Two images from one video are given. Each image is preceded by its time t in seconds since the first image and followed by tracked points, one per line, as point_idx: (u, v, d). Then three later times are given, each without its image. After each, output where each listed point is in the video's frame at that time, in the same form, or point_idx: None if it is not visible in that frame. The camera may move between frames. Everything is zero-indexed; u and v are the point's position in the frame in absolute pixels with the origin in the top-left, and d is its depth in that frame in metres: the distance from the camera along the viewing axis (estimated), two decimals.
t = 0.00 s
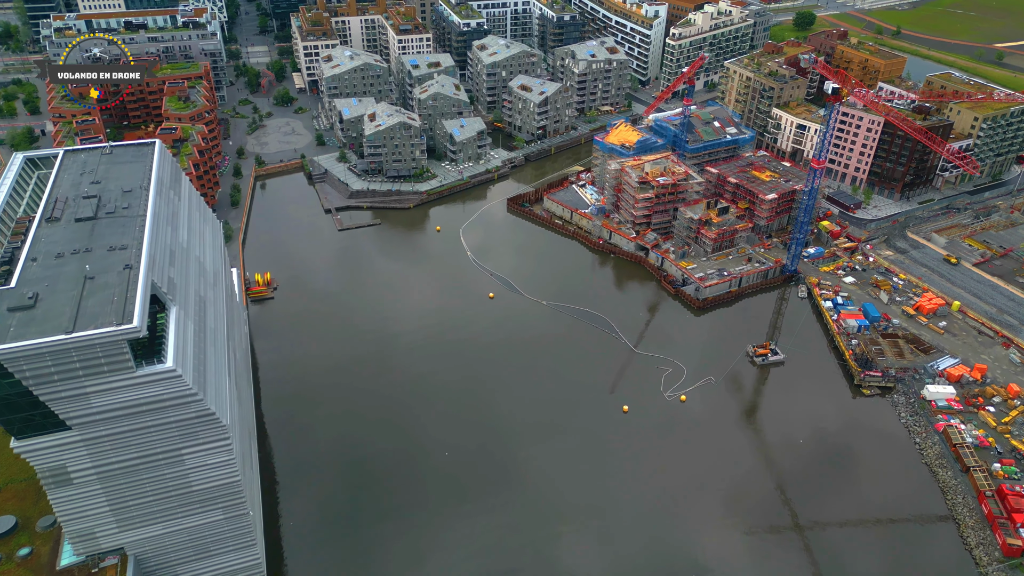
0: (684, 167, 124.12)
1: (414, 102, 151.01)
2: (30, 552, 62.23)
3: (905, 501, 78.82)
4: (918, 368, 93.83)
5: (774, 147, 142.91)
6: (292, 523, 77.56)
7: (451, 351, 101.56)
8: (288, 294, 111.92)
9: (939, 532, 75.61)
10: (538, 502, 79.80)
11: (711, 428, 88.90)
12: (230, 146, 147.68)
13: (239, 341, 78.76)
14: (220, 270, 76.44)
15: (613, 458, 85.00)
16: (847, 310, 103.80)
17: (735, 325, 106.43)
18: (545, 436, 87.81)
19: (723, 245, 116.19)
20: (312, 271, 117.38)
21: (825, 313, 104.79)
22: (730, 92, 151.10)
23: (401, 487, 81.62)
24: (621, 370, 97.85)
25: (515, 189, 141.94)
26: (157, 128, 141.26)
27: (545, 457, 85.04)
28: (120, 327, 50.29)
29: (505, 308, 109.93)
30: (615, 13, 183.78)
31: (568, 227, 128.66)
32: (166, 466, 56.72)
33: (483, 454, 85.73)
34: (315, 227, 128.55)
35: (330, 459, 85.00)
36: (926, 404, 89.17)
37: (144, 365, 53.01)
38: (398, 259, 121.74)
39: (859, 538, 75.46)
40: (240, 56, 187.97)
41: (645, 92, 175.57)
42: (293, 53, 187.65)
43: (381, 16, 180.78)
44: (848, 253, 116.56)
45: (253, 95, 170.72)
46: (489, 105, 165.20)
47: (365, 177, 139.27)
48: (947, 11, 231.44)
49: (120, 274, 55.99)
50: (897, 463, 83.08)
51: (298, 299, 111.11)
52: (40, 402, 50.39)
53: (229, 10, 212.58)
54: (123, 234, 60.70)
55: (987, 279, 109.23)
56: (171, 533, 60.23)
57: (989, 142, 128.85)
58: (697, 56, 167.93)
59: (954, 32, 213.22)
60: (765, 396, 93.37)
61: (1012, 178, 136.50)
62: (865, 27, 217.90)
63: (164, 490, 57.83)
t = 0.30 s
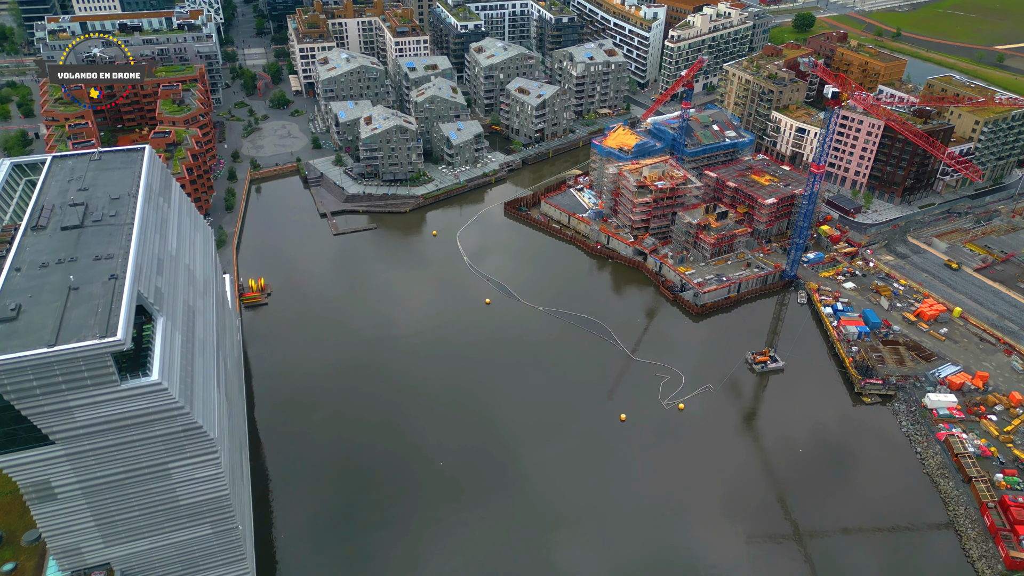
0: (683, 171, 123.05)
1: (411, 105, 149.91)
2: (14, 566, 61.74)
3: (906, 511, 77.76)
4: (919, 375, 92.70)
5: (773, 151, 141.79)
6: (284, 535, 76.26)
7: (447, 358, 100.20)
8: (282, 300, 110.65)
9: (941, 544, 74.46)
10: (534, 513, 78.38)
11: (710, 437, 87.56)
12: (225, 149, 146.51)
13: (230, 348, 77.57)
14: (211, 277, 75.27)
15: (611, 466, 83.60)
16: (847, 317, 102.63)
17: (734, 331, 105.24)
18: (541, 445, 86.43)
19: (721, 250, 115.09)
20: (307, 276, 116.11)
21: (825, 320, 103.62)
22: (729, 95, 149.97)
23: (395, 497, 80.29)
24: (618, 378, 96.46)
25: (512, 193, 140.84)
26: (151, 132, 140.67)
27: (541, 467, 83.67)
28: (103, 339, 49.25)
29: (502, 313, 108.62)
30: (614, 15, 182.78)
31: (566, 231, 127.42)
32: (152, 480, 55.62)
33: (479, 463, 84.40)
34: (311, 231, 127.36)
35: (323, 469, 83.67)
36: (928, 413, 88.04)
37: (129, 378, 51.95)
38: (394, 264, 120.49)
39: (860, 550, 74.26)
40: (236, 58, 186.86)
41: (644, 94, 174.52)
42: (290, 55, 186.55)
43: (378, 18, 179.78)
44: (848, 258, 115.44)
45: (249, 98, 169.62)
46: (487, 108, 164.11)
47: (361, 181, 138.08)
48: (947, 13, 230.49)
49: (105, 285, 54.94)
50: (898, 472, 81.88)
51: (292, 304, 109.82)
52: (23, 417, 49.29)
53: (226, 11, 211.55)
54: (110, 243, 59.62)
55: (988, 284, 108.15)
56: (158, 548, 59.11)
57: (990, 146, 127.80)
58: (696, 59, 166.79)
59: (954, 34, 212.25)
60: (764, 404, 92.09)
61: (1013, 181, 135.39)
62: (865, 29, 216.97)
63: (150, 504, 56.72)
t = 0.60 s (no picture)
0: (682, 175, 121.97)
1: (408, 108, 148.80)
2: None
3: (908, 521, 76.55)
4: (920, 383, 91.49)
5: (773, 154, 140.69)
6: (275, 548, 74.84)
7: (442, 365, 98.72)
8: (277, 305, 109.38)
9: (944, 557, 73.13)
10: (530, 525, 76.85)
11: (709, 446, 86.02)
12: (220, 153, 145.37)
13: (222, 357, 76.38)
14: (202, 285, 74.13)
15: (609, 475, 82.20)
16: (848, 323, 101.44)
17: (733, 337, 104.03)
18: (537, 456, 84.88)
19: (721, 255, 113.90)
20: (301, 281, 114.78)
21: (825, 326, 102.43)
22: (728, 98, 148.80)
23: (389, 509, 78.80)
24: (616, 386, 94.92)
25: (510, 197, 139.71)
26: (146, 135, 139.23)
27: (538, 478, 82.10)
28: (87, 353, 48.14)
29: (499, 320, 107.25)
30: (613, 18, 181.69)
31: (564, 235, 126.18)
32: (139, 495, 54.46)
33: (474, 473, 82.88)
34: (306, 236, 126.20)
35: (316, 480, 82.26)
36: (930, 422, 86.84)
37: (115, 392, 50.85)
38: (390, 269, 119.17)
39: (861, 563, 72.90)
40: (233, 61, 185.83)
41: (642, 97, 173.47)
42: (287, 58, 185.42)
43: (375, 20, 178.86)
44: (848, 263, 114.20)
45: (245, 100, 168.50)
46: (484, 111, 163.00)
47: (358, 185, 136.87)
48: (947, 14, 229.39)
49: (90, 296, 53.84)
50: (900, 483, 80.58)
51: (287, 310, 108.58)
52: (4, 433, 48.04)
53: (222, 13, 210.42)
54: (96, 253, 58.52)
55: (990, 290, 107.01)
56: (145, 564, 57.89)
57: (992, 150, 126.76)
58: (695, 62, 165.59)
59: (955, 36, 211.25)
60: (764, 413, 90.69)
61: (1015, 185, 134.23)
62: (865, 31, 216.02)
63: (137, 520, 55.51)
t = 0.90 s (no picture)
0: (681, 179, 120.78)
1: (405, 111, 147.66)
2: None
3: (910, 534, 75.48)
4: (923, 392, 90.25)
5: (773, 158, 139.58)
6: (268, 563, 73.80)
7: (438, 373, 97.68)
8: (272, 312, 108.31)
9: (947, 570, 71.93)
10: (527, 539, 75.86)
11: (708, 457, 85.00)
12: (216, 157, 144.27)
13: (213, 367, 75.31)
14: (193, 294, 73.01)
15: (606, 488, 81.25)
16: (849, 330, 100.19)
17: (733, 344, 102.85)
18: (533, 467, 83.91)
19: (720, 260, 112.73)
20: (297, 287, 113.70)
21: (825, 333, 101.27)
22: (728, 101, 147.60)
23: (383, 522, 77.76)
24: (614, 395, 93.89)
25: (508, 201, 138.57)
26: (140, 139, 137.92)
27: (534, 490, 81.13)
28: (70, 367, 46.98)
29: (496, 327, 106.20)
30: (612, 20, 180.49)
31: (562, 240, 125.05)
32: (125, 511, 53.27)
33: (470, 485, 81.85)
34: (302, 240, 125.03)
35: (310, 492, 81.22)
36: (932, 431, 85.61)
37: (99, 407, 49.69)
38: (387, 274, 118.06)
39: None
40: (229, 63, 184.75)
41: (641, 100, 172.31)
42: (284, 60, 184.26)
43: (373, 22, 177.82)
44: (849, 269, 113.04)
45: (242, 103, 167.32)
46: (482, 114, 161.86)
47: (354, 189, 135.69)
48: (948, 16, 228.32)
49: (75, 307, 52.70)
50: (901, 494, 79.40)
51: (281, 317, 107.47)
52: None
53: (219, 15, 209.28)
54: (82, 263, 57.44)
55: (993, 296, 105.78)
56: None
57: (994, 153, 125.61)
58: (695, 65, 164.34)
59: (956, 38, 210.04)
60: (764, 423, 89.60)
61: (1017, 189, 132.94)
62: (865, 33, 214.76)
63: (123, 536, 54.31)
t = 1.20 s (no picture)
0: (681, 184, 119.60)
1: (403, 114, 146.53)
2: None
3: (913, 548, 74.27)
4: (926, 400, 89.01)
5: (773, 162, 138.44)
6: None
7: (435, 382, 96.44)
8: (267, 319, 107.08)
9: None
10: (523, 552, 74.69)
11: (708, 468, 83.79)
12: (211, 160, 143.05)
13: (205, 377, 74.23)
14: (184, 303, 71.91)
15: (605, 499, 80.11)
16: (850, 337, 98.96)
17: (734, 352, 101.63)
18: (531, 477, 82.74)
19: (720, 266, 111.50)
20: (292, 293, 112.45)
21: (826, 340, 100.06)
22: (728, 104, 146.48)
23: (378, 535, 76.61)
24: (613, 404, 92.71)
25: (506, 206, 137.39)
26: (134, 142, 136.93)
27: (531, 502, 79.94)
28: (54, 383, 45.81)
29: (493, 334, 105.02)
30: (611, 22, 179.36)
31: (560, 245, 123.83)
32: (111, 528, 52.11)
33: (466, 496, 80.69)
34: (298, 246, 123.84)
35: (304, 503, 80.02)
36: (935, 441, 84.37)
37: (84, 422, 48.52)
38: (383, 280, 116.82)
39: None
40: (226, 66, 183.57)
41: (641, 103, 171.20)
42: (280, 63, 183.04)
43: (370, 25, 176.97)
44: (850, 275, 111.84)
45: (238, 106, 166.07)
46: (480, 117, 160.70)
47: (351, 193, 134.44)
48: (948, 18, 227.37)
49: (60, 320, 51.61)
50: (904, 506, 78.26)
51: (276, 324, 106.24)
52: None
53: (216, 17, 208.41)
54: (69, 273, 56.34)
55: (996, 302, 104.61)
56: None
57: (996, 157, 124.64)
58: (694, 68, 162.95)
59: (956, 40, 209.08)
60: (764, 432, 88.47)
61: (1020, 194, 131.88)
62: (865, 35, 213.72)
63: (110, 553, 53.14)
